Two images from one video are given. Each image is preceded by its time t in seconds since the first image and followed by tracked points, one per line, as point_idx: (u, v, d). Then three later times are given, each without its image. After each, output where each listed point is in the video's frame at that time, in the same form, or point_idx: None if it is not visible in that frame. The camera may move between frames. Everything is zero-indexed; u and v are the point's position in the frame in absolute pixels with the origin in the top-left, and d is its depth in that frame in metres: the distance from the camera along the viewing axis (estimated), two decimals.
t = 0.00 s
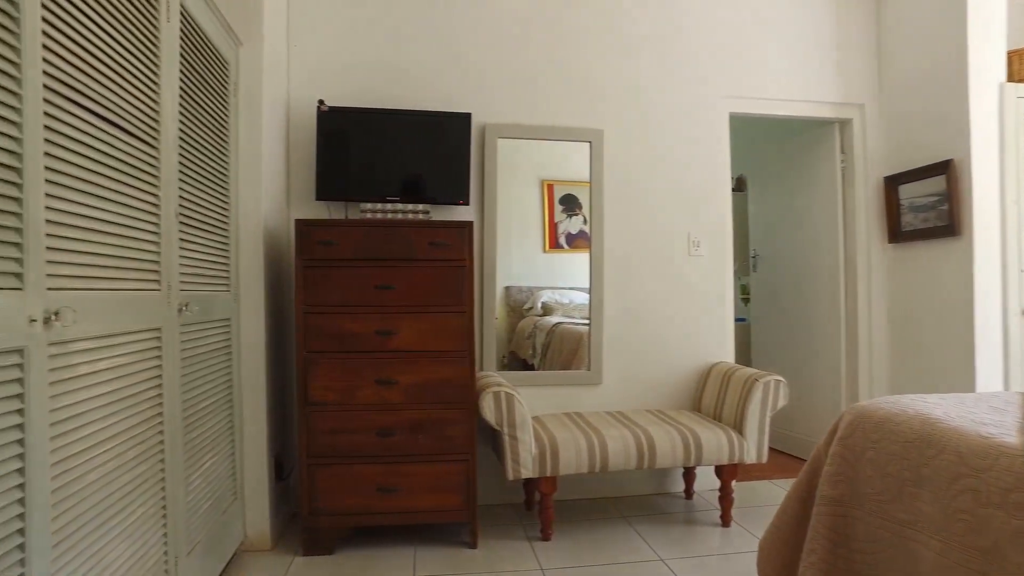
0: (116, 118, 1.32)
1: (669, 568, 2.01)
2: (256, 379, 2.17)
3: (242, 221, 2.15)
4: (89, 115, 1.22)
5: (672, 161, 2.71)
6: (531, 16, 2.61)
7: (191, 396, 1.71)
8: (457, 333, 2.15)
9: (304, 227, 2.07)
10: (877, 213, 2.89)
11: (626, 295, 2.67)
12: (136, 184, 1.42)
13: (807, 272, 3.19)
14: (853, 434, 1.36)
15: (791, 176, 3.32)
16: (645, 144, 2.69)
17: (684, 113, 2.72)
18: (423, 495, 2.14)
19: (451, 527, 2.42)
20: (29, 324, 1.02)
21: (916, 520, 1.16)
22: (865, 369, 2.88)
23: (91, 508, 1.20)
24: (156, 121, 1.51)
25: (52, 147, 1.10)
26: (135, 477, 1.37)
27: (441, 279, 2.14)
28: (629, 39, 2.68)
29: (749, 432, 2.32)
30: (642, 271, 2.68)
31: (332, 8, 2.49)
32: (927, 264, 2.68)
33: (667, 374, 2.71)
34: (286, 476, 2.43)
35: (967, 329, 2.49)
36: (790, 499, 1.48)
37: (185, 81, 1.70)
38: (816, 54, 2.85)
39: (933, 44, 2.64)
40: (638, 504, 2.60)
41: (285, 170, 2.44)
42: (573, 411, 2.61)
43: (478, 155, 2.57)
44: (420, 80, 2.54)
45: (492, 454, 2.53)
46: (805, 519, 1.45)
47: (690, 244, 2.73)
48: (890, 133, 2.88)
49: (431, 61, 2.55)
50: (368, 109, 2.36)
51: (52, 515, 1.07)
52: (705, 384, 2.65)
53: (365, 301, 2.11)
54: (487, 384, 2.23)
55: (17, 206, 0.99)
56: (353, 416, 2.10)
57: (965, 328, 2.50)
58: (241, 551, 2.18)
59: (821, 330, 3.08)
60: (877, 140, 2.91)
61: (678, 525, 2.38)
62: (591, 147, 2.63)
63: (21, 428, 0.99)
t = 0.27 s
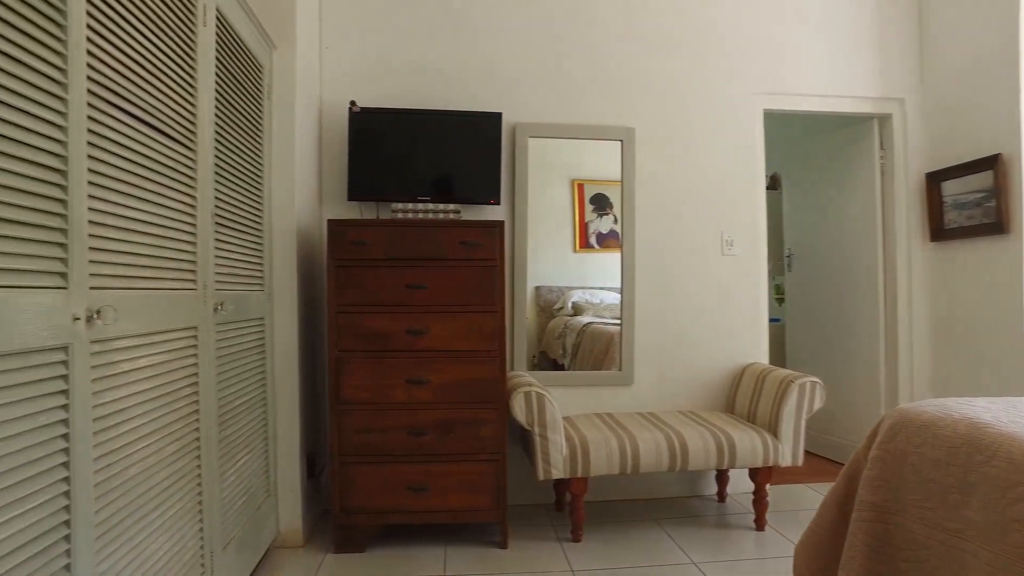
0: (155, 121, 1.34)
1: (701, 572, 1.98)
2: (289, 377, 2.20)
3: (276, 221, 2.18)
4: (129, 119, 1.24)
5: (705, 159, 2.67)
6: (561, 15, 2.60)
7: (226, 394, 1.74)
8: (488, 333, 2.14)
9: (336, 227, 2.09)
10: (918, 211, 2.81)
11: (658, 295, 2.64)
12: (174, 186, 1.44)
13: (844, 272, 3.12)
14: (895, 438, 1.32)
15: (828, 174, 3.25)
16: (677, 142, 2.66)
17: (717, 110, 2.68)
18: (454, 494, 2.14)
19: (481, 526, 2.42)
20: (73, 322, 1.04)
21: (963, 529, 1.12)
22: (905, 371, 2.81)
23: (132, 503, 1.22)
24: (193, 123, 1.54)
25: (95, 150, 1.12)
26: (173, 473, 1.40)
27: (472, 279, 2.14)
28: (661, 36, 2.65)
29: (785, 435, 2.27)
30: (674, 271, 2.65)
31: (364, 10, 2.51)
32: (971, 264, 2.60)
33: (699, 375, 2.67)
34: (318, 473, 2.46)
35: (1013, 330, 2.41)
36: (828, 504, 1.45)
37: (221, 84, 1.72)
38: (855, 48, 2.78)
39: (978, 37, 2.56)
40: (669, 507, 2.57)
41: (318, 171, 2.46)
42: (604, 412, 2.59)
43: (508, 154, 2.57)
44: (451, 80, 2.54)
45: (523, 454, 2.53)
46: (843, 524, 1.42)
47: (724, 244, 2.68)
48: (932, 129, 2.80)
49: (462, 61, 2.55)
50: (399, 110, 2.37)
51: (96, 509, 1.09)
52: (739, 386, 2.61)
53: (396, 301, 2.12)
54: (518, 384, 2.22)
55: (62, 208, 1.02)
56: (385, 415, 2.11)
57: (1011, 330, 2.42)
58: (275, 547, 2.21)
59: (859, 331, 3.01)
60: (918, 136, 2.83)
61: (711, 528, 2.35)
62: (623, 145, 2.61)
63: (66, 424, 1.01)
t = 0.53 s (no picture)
0: (187, 122, 1.36)
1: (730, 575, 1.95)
2: (317, 376, 2.21)
3: (305, 222, 2.20)
4: (163, 121, 1.26)
5: (734, 157, 2.64)
6: (588, 13, 2.59)
7: (256, 392, 1.76)
8: (515, 332, 2.14)
9: (364, 226, 2.10)
10: (955, 208, 2.74)
11: (686, 295, 2.61)
12: (206, 186, 1.46)
13: (878, 271, 3.06)
14: (936, 440, 1.29)
15: (861, 171, 3.19)
16: (705, 139, 2.63)
17: (747, 107, 2.65)
18: (480, 494, 2.14)
19: (507, 526, 2.41)
20: (108, 320, 1.05)
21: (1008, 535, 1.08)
22: (942, 373, 2.74)
23: (165, 499, 1.24)
24: (224, 124, 1.56)
25: (131, 151, 1.14)
26: (204, 469, 1.42)
27: (498, 278, 2.14)
28: (689, 33, 2.62)
29: (817, 437, 2.23)
30: (703, 270, 2.62)
31: (391, 10, 2.52)
32: (1011, 262, 2.52)
33: (728, 376, 2.64)
34: (345, 472, 2.47)
35: None
36: (864, 507, 1.41)
37: (251, 86, 1.74)
38: (889, 42, 2.72)
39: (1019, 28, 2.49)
40: (698, 509, 2.54)
41: (346, 172, 2.48)
42: (632, 412, 2.57)
43: (535, 154, 2.56)
44: (478, 79, 2.54)
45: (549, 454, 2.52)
46: (879, 527, 1.38)
47: (754, 242, 2.64)
48: (970, 124, 2.73)
49: (488, 61, 2.55)
50: (426, 109, 2.37)
51: (130, 503, 1.11)
52: (769, 387, 2.56)
53: (424, 300, 2.12)
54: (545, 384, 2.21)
55: (98, 208, 1.03)
56: (412, 413, 2.12)
57: None
58: (303, 544, 2.23)
59: (894, 331, 2.95)
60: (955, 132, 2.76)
61: (740, 531, 2.31)
62: (651, 143, 2.58)
63: (101, 419, 1.03)
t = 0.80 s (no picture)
0: (215, 124, 1.37)
1: None
2: (342, 375, 2.22)
3: (330, 222, 2.21)
4: (192, 122, 1.27)
5: (761, 154, 2.60)
6: (613, 10, 2.57)
7: (282, 391, 1.77)
8: (540, 332, 2.13)
9: (389, 226, 2.11)
10: (991, 205, 2.67)
11: (712, 294, 2.58)
12: (234, 187, 1.48)
13: (911, 270, 2.99)
14: (974, 445, 1.25)
15: (892, 169, 3.12)
16: (731, 137, 2.59)
17: (775, 103, 2.60)
18: (504, 494, 2.13)
19: (532, 526, 2.40)
20: (139, 319, 1.07)
21: None
22: (977, 375, 2.67)
23: (193, 495, 1.25)
24: (251, 126, 1.57)
25: (160, 153, 1.15)
26: (231, 466, 1.43)
27: (523, 278, 2.13)
28: (714, 29, 2.59)
29: (847, 440, 2.18)
30: (730, 270, 2.59)
31: (415, 11, 2.53)
32: None
33: (756, 377, 2.60)
34: (370, 471, 2.48)
35: None
36: (897, 510, 1.38)
37: (277, 87, 1.75)
38: (922, 36, 2.66)
39: None
40: (724, 511, 2.51)
41: (370, 172, 2.49)
42: (657, 413, 2.54)
43: (560, 153, 2.55)
44: (502, 79, 2.54)
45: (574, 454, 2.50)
46: (912, 531, 1.35)
47: (782, 241, 2.60)
48: (1007, 119, 2.65)
49: (512, 59, 2.54)
50: (450, 109, 2.38)
51: (160, 499, 1.12)
52: (798, 388, 2.52)
53: (448, 300, 2.12)
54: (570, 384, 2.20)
55: (129, 209, 1.05)
56: (436, 413, 2.12)
57: None
58: (328, 542, 2.24)
59: (927, 331, 2.88)
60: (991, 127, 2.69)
61: (768, 534, 2.28)
62: (676, 142, 2.56)
63: (133, 416, 1.04)
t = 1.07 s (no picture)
0: (238, 125, 1.38)
1: None
2: (364, 375, 2.23)
3: (352, 222, 2.22)
4: (216, 124, 1.28)
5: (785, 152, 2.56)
6: (635, 8, 2.54)
7: (304, 390, 1.78)
8: (561, 332, 2.11)
9: (410, 226, 2.11)
10: None
11: (735, 295, 2.55)
12: (257, 188, 1.48)
13: (940, 270, 2.93)
14: (1011, 449, 1.22)
15: (922, 166, 3.06)
16: (755, 135, 2.55)
17: (800, 100, 2.56)
18: (524, 494, 2.12)
19: (552, 527, 2.39)
20: (163, 319, 1.07)
21: None
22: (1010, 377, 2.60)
23: (216, 494, 1.26)
24: (273, 127, 1.58)
25: (184, 155, 1.16)
26: (254, 465, 1.44)
27: (544, 278, 2.12)
28: (738, 26, 2.55)
29: (875, 443, 2.14)
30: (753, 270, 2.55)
31: (436, 10, 2.53)
32: None
33: (780, 378, 2.56)
34: (391, 470, 2.49)
35: None
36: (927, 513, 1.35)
37: (299, 88, 1.76)
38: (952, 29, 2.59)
39: None
40: (747, 514, 2.47)
41: (392, 172, 2.50)
42: (680, 414, 2.52)
43: (581, 152, 2.54)
44: (523, 78, 2.53)
45: (595, 455, 2.49)
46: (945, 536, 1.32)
47: (807, 240, 2.56)
48: None
49: (533, 59, 2.53)
50: (471, 109, 2.37)
51: (183, 497, 1.13)
52: (823, 389, 2.48)
53: (469, 299, 2.12)
54: (591, 384, 2.18)
55: (154, 210, 1.05)
56: (457, 413, 2.11)
57: None
58: (349, 541, 2.25)
59: (959, 332, 2.82)
60: None
61: (792, 538, 2.24)
62: (698, 140, 2.53)
63: (157, 414, 1.05)
